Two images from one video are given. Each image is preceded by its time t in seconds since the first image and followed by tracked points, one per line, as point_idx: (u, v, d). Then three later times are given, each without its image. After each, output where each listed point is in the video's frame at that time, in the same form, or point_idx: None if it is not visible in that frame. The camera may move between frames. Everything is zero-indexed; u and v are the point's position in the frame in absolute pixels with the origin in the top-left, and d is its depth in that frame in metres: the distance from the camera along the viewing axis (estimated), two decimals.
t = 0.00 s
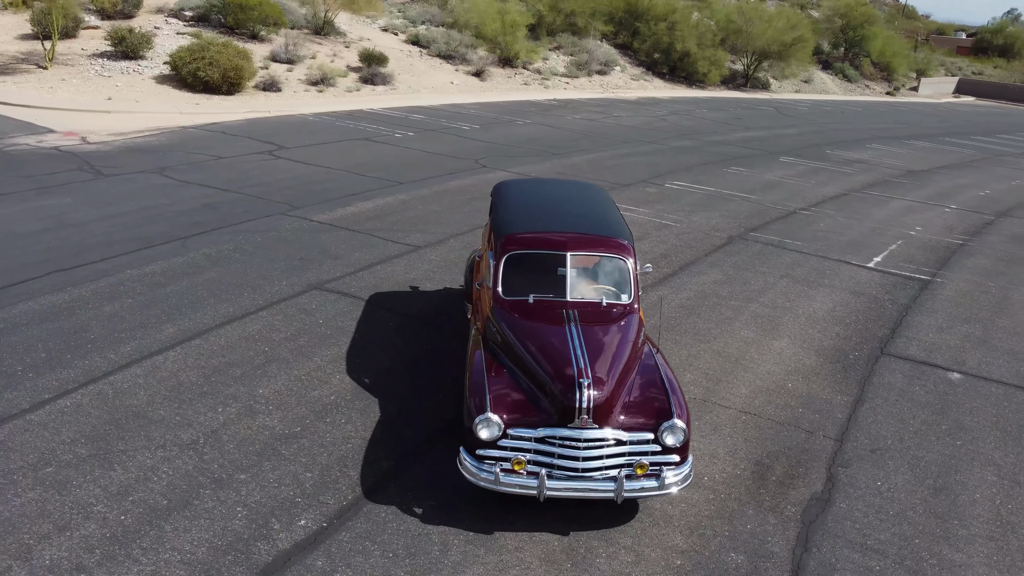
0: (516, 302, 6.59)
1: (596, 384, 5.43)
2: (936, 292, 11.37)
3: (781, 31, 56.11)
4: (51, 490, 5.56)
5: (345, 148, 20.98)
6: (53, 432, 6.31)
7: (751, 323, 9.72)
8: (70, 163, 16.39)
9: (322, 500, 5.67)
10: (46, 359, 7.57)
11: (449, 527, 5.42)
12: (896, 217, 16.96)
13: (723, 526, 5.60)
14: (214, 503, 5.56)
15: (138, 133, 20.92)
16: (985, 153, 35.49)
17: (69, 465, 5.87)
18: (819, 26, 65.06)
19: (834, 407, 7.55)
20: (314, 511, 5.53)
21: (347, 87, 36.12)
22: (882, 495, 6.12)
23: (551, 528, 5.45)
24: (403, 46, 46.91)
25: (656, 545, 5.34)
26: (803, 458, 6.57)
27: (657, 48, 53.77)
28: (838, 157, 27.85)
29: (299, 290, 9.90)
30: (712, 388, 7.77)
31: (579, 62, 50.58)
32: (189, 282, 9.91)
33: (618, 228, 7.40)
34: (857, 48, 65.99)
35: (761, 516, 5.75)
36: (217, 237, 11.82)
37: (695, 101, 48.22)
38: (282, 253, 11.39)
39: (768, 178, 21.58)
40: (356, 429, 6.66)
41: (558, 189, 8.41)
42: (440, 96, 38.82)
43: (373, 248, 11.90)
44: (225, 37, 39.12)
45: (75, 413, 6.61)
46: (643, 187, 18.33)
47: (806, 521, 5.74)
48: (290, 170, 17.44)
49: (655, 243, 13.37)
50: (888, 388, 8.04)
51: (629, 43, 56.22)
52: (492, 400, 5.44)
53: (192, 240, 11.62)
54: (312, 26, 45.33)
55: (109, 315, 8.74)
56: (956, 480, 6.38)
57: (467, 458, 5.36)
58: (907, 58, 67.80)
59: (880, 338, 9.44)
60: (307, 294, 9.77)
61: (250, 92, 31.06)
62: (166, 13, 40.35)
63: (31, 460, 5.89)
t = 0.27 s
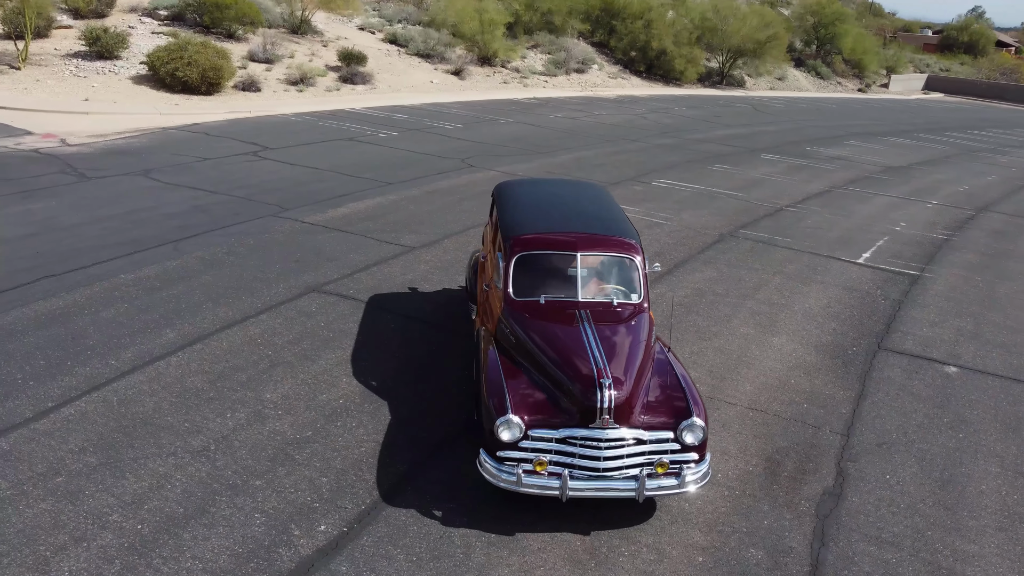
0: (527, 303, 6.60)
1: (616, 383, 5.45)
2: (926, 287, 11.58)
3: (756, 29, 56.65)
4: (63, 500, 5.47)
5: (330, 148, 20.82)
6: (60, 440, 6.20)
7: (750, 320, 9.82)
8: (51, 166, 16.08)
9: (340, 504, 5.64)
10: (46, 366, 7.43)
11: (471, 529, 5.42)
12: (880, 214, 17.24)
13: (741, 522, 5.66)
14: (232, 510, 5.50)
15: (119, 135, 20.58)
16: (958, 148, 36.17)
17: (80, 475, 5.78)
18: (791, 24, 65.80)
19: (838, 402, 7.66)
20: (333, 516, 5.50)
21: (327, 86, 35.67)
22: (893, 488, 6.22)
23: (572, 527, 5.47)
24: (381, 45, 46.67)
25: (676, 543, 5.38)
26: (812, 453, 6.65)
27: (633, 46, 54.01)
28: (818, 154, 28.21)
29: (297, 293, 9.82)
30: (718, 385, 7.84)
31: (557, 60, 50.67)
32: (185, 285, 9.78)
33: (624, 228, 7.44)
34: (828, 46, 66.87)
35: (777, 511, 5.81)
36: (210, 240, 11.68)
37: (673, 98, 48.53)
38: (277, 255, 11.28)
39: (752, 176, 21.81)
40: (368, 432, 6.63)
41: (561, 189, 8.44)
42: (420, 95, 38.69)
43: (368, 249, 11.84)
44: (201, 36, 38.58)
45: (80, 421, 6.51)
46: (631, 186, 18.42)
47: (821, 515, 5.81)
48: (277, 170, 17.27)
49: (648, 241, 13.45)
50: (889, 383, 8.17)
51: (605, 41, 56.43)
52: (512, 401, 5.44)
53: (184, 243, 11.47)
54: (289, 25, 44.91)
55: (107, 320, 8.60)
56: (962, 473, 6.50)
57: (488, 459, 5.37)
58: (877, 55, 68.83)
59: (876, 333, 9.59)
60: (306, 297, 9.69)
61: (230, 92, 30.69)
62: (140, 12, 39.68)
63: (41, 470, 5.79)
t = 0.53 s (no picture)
0: (538, 304, 6.61)
1: (635, 382, 5.48)
2: (915, 282, 11.81)
3: (730, 28, 57.15)
4: (76, 511, 5.38)
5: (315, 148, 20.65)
6: (67, 449, 6.09)
7: (747, 317, 9.92)
8: (31, 169, 15.75)
9: (359, 508, 5.61)
10: (45, 373, 7.29)
11: (492, 530, 5.42)
12: (863, 210, 17.51)
13: (758, 517, 5.72)
14: (249, 516, 5.45)
15: (98, 137, 20.22)
16: (931, 145, 36.86)
17: (91, 484, 5.68)
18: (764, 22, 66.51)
19: (840, 396, 7.77)
20: (352, 520, 5.47)
21: (306, 85, 35.34)
22: (901, 481, 6.33)
23: (592, 526, 5.50)
24: (357, 44, 46.35)
25: (696, 539, 5.43)
26: (820, 448, 6.75)
27: (609, 45, 54.22)
28: (796, 152, 28.55)
29: (294, 295, 9.73)
30: (721, 382, 7.92)
31: (534, 59, 50.70)
32: (180, 289, 9.64)
33: (629, 226, 7.48)
34: (800, 43, 67.66)
35: (791, 506, 5.90)
36: (201, 243, 11.53)
37: (651, 97, 48.80)
38: (271, 257, 11.16)
39: (735, 174, 22.03)
40: (379, 434, 6.60)
41: (562, 189, 8.47)
42: (399, 94, 38.51)
43: (363, 250, 11.77)
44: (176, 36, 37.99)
45: (86, 429, 6.39)
46: (618, 184, 18.50)
47: (835, 509, 5.90)
48: (262, 171, 17.08)
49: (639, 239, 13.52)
50: (888, 376, 8.31)
51: (581, 40, 56.61)
52: (531, 402, 5.45)
53: (175, 246, 11.31)
54: (265, 25, 44.39)
55: (103, 325, 8.45)
56: (966, 464, 6.64)
57: (509, 460, 5.37)
58: (847, 53, 69.81)
59: (871, 328, 9.76)
60: (304, 300, 9.61)
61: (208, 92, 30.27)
62: (112, 11, 38.94)
63: (50, 481, 5.68)
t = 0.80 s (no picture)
0: (550, 304, 6.61)
1: (655, 380, 5.50)
2: (903, 277, 12.02)
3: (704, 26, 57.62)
4: (90, 520, 5.29)
5: (298, 148, 20.45)
6: (76, 458, 5.98)
7: (744, 313, 10.03)
8: (9, 172, 15.39)
9: (378, 511, 5.58)
10: (45, 380, 7.14)
11: (514, 531, 5.42)
12: (846, 206, 17.78)
13: (773, 512, 5.80)
14: (268, 522, 5.40)
15: (75, 138, 19.83)
16: (903, 141, 37.53)
17: (104, 493, 5.58)
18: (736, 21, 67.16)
19: (842, 391, 7.89)
20: (373, 523, 5.44)
21: (283, 84, 34.95)
22: (908, 473, 6.45)
23: (613, 524, 5.53)
24: (333, 43, 45.97)
25: (716, 535, 5.49)
26: (828, 443, 6.85)
27: (584, 43, 54.37)
28: (775, 149, 28.90)
29: (292, 297, 9.64)
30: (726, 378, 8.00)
31: (510, 57, 50.70)
32: (176, 293, 9.50)
33: (636, 225, 7.51)
34: (770, 41, 68.41)
35: (805, 500, 5.98)
36: (193, 245, 11.37)
37: (628, 95, 49.05)
38: (265, 259, 11.04)
39: (717, 171, 22.24)
40: (392, 436, 6.57)
41: (565, 188, 8.48)
42: (377, 94, 38.28)
43: (357, 251, 11.69)
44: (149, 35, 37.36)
45: (93, 437, 6.28)
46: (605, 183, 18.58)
47: (848, 502, 6.00)
48: (247, 172, 16.88)
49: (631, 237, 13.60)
50: (886, 371, 8.46)
51: (557, 38, 56.71)
52: (551, 402, 5.47)
53: (167, 250, 11.14)
54: (239, 24, 43.84)
55: (100, 331, 8.30)
56: (969, 456, 6.79)
57: (530, 461, 5.39)
58: (817, 51, 70.78)
59: (865, 323, 9.92)
60: (303, 302, 9.52)
61: (184, 92, 29.84)
62: (83, 10, 38.17)
63: (61, 490, 5.58)
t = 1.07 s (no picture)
0: (564, 303, 6.63)
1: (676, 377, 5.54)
2: (891, 271, 12.26)
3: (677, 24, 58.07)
4: (109, 530, 5.20)
5: (281, 148, 20.24)
6: (88, 467, 5.87)
7: (742, 309, 10.14)
8: None
9: (401, 513, 5.57)
10: (48, 388, 7.00)
11: (538, 530, 5.44)
12: (828, 202, 18.06)
13: (790, 506, 5.90)
14: (291, 527, 5.35)
15: (52, 140, 19.41)
16: (874, 138, 38.20)
17: (120, 501, 5.49)
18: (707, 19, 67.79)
19: (845, 385, 8.03)
20: (397, 526, 5.43)
21: (259, 83, 34.54)
22: (916, 464, 6.59)
23: (635, 522, 5.58)
24: (307, 42, 45.54)
25: (737, 529, 5.56)
26: (836, 436, 6.97)
27: (558, 42, 54.50)
28: (753, 146, 29.25)
29: (292, 300, 9.55)
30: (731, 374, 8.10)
31: (485, 56, 50.65)
32: (172, 296, 9.36)
33: (643, 225, 7.56)
34: (740, 39, 69.13)
35: (820, 493, 6.09)
36: (184, 248, 11.20)
37: (604, 93, 49.28)
38: (260, 261, 10.92)
39: (700, 169, 22.45)
40: (407, 438, 6.55)
41: (569, 187, 8.50)
42: (354, 93, 38.02)
43: (352, 252, 11.62)
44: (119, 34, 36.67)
45: (104, 444, 6.17)
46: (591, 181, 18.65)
47: (861, 494, 6.12)
48: (232, 173, 16.66)
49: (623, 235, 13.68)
50: (885, 364, 8.63)
51: (531, 37, 56.77)
52: (573, 402, 5.49)
53: (158, 253, 10.97)
54: (211, 23, 43.21)
55: (99, 336, 8.14)
56: (973, 447, 6.95)
57: (554, 460, 5.42)
58: (786, 49, 71.70)
59: (860, 317, 10.10)
60: (303, 304, 9.43)
61: (159, 92, 29.37)
62: (50, 9, 37.34)
63: (76, 500, 5.48)
